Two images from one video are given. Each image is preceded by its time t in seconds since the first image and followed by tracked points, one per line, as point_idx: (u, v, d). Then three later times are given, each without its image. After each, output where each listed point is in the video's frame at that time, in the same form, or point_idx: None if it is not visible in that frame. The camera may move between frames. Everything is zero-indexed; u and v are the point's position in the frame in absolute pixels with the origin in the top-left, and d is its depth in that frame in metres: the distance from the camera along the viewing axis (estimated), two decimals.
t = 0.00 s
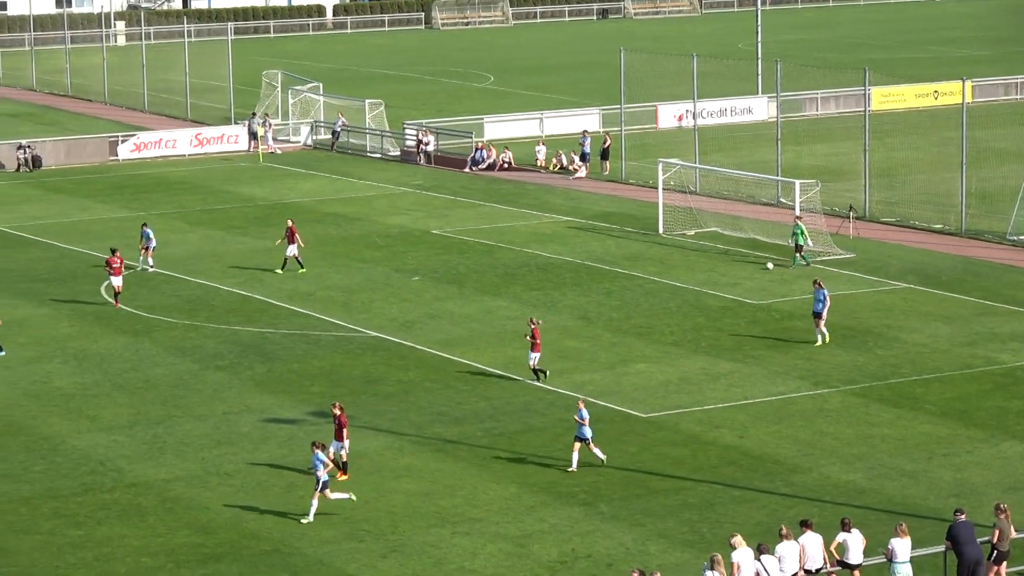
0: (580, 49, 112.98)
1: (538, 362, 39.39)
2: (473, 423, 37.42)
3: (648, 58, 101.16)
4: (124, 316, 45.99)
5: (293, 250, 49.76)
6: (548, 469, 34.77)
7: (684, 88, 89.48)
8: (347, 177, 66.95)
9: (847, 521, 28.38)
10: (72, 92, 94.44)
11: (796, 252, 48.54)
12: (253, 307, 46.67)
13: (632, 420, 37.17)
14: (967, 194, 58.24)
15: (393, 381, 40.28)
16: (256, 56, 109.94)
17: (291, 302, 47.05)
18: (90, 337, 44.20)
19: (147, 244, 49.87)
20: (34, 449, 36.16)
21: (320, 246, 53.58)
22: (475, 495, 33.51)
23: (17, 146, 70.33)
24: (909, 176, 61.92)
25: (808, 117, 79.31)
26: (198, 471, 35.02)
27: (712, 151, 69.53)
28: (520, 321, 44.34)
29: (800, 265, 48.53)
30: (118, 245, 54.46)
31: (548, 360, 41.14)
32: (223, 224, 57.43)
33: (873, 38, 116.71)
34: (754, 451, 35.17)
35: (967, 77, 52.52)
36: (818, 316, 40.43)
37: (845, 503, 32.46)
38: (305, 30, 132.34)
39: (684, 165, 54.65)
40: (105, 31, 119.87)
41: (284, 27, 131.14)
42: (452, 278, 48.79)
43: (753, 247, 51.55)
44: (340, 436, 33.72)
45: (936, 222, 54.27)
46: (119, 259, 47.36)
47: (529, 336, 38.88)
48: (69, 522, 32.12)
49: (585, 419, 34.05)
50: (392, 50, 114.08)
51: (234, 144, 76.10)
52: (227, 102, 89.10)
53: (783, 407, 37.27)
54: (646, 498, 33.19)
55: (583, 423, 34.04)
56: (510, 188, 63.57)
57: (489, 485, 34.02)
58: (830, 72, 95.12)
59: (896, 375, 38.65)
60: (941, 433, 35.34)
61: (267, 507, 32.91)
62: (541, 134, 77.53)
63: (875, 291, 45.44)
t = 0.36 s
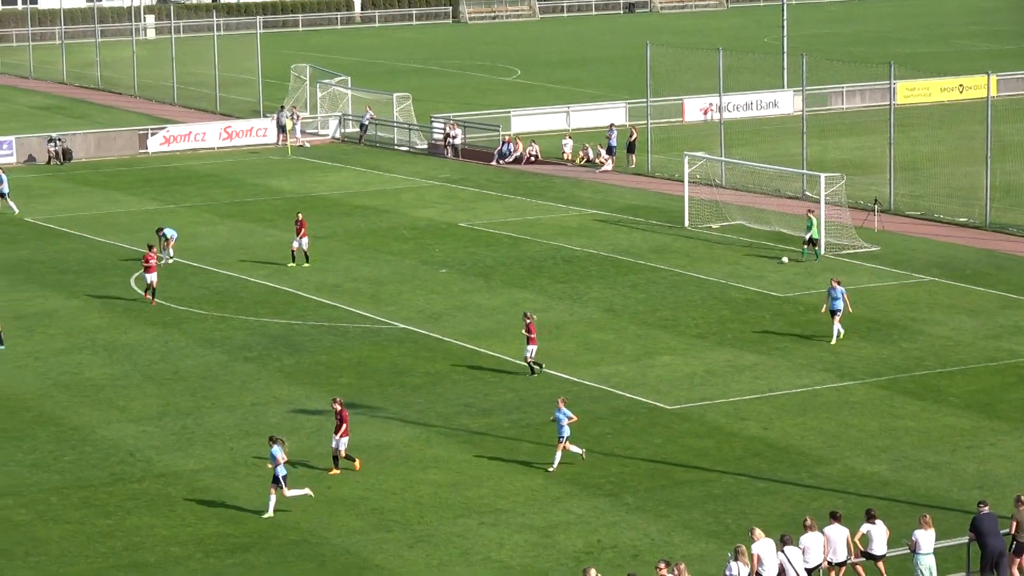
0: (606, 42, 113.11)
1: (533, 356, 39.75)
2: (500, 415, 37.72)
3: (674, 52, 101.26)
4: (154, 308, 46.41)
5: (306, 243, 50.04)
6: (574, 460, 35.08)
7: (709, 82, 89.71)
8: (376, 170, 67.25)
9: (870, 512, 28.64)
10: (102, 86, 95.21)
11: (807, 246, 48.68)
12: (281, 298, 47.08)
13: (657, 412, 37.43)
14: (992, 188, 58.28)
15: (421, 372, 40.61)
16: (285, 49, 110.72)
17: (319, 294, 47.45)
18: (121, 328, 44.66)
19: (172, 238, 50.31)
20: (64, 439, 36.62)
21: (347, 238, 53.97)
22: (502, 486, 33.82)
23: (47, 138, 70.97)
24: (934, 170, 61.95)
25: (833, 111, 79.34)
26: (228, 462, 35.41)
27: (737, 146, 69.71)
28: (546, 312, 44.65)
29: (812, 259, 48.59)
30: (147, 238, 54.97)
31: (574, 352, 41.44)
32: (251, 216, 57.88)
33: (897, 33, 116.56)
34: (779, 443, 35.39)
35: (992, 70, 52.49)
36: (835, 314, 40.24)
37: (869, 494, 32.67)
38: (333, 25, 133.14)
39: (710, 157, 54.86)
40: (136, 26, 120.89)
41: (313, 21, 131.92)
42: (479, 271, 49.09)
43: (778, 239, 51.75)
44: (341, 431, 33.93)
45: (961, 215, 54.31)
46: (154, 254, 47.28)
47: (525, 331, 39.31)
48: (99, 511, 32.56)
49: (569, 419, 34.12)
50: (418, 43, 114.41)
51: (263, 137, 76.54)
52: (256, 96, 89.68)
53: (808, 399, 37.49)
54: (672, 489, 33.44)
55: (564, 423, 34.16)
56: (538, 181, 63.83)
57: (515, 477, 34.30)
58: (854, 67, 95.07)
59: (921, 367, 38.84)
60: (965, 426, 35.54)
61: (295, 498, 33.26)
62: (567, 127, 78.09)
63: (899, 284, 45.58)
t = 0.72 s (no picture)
0: (632, 45, 114.46)
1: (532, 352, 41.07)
2: (529, 407, 38.94)
3: (700, 55, 102.53)
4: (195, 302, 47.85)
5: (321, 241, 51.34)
6: (600, 450, 36.27)
7: (735, 84, 90.99)
8: (409, 169, 68.59)
9: (890, 501, 29.79)
10: (144, 87, 97.19)
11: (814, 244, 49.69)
12: (317, 293, 48.43)
13: (682, 404, 38.58)
14: (1010, 186, 59.26)
15: (453, 365, 41.91)
16: (320, 51, 112.78)
17: (354, 289, 48.80)
18: (163, 322, 46.12)
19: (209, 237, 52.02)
20: (109, 429, 38.03)
21: (381, 235, 55.32)
22: (531, 476, 35.03)
23: (92, 138, 72.65)
24: (953, 169, 63.00)
25: (854, 112, 80.71)
26: (267, 451, 36.75)
27: (761, 146, 70.91)
28: (574, 306, 45.91)
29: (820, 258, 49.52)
30: (187, 235, 56.46)
31: (601, 345, 42.66)
32: (289, 213, 59.32)
33: (919, 36, 117.66)
34: (800, 434, 36.50)
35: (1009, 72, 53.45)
36: (846, 311, 41.00)
37: (888, 484, 33.74)
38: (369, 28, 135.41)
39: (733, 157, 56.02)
40: (176, 29, 123.34)
41: (349, 25, 134.07)
42: (509, 267, 50.37)
43: (800, 237, 52.82)
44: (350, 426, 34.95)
45: (978, 214, 55.27)
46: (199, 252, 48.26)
47: (524, 327, 40.61)
48: (142, 499, 33.92)
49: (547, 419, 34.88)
50: (448, 46, 115.98)
51: (301, 136, 78.07)
52: (292, 97, 91.45)
53: (829, 391, 38.60)
54: (696, 479, 34.57)
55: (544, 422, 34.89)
56: (567, 180, 65.06)
57: (544, 467, 35.50)
58: (876, 70, 96.15)
59: (939, 361, 39.89)
60: (981, 418, 36.61)
61: (332, 487, 34.55)
62: (595, 127, 79.48)
63: (919, 280, 46.64)
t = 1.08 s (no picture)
0: (654, 53, 116.79)
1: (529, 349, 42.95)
2: (555, 401, 40.50)
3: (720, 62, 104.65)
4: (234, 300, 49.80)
5: (338, 244, 53.03)
6: (622, 442, 37.81)
7: (753, 91, 93.09)
8: (439, 172, 70.44)
9: (899, 492, 30.93)
10: (185, 92, 99.85)
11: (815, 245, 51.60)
12: (351, 291, 50.28)
13: (702, 398, 40.18)
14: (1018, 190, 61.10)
15: (482, 360, 43.64)
16: (354, 58, 115.77)
17: (386, 287, 50.63)
18: (204, 318, 48.07)
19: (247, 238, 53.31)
20: (152, 421, 39.77)
21: (413, 235, 57.16)
22: (557, 468, 36.53)
23: (136, 142, 74.81)
24: (961, 174, 64.96)
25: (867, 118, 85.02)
26: (304, 443, 38.35)
27: (778, 152, 73.03)
28: (599, 304, 47.74)
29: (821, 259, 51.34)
30: (226, 235, 58.41)
31: (624, 341, 44.43)
32: (323, 215, 61.23)
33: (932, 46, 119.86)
34: (814, 427, 38.06)
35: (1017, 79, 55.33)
36: (849, 312, 42.76)
37: (899, 476, 35.17)
38: (402, 36, 138.73)
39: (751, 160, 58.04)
40: (217, 37, 126.70)
41: (383, 33, 137.48)
42: (535, 266, 52.17)
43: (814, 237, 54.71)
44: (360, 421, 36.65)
45: (987, 215, 57.02)
46: (245, 260, 49.57)
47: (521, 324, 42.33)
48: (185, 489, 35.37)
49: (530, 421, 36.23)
50: (474, 53, 118.60)
51: (336, 141, 80.05)
52: (328, 103, 93.71)
53: (843, 385, 40.23)
54: (714, 471, 36.06)
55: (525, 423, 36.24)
56: (592, 182, 66.90)
57: (569, 458, 37.05)
58: (890, 78, 98.18)
59: (948, 358, 41.49)
60: (989, 412, 38.16)
61: (366, 478, 36.19)
62: (618, 133, 81.44)
63: (929, 279, 48.47)
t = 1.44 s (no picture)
0: (676, 61, 119.13)
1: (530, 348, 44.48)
2: (580, 399, 41.74)
3: (741, 70, 106.85)
4: (271, 300, 51.50)
5: (359, 246, 54.61)
6: (646, 438, 38.76)
7: (774, 99, 94.65)
8: (470, 176, 72.23)
9: (915, 486, 31.36)
10: (225, 101, 102.14)
11: (819, 248, 54.41)
12: (384, 292, 51.87)
13: (723, 396, 41.53)
14: None
15: (510, 359, 45.12)
16: (387, 67, 118.01)
17: (418, 288, 52.21)
18: (243, 318, 49.73)
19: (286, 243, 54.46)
20: (192, 416, 40.64)
21: (444, 238, 58.80)
22: (581, 462, 37.27)
23: (178, 147, 76.81)
24: (973, 179, 68.67)
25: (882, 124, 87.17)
26: (336, 437, 39.36)
27: (797, 158, 75.51)
28: (624, 305, 49.51)
29: (828, 262, 54.09)
30: (263, 238, 60.05)
31: (647, 341, 46.08)
32: (357, 218, 62.84)
33: (946, 56, 122.32)
34: (831, 424, 39.37)
35: None
36: (860, 316, 44.44)
37: (914, 470, 36.21)
38: (433, 46, 141.41)
39: (772, 166, 60.73)
40: (255, 48, 129.43)
41: (415, 43, 140.09)
42: (562, 268, 53.89)
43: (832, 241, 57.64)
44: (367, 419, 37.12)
45: (997, 220, 60.50)
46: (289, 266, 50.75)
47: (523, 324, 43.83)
48: (220, 481, 36.09)
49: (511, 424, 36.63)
50: (501, 61, 121.13)
51: (370, 147, 81.78)
52: (362, 110, 95.48)
53: (858, 385, 41.88)
54: (734, 465, 36.88)
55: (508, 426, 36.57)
56: (617, 186, 68.77)
57: (593, 453, 37.85)
58: (905, 86, 100.41)
59: (961, 356, 43.66)
60: (998, 409, 39.74)
61: (395, 470, 36.95)
62: (642, 139, 83.23)
63: (941, 281, 51.50)
